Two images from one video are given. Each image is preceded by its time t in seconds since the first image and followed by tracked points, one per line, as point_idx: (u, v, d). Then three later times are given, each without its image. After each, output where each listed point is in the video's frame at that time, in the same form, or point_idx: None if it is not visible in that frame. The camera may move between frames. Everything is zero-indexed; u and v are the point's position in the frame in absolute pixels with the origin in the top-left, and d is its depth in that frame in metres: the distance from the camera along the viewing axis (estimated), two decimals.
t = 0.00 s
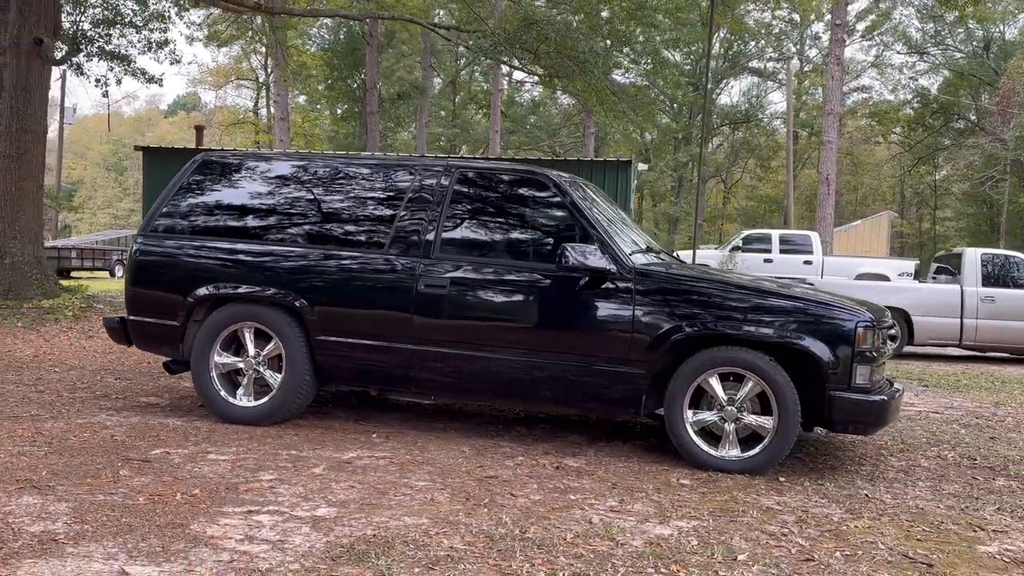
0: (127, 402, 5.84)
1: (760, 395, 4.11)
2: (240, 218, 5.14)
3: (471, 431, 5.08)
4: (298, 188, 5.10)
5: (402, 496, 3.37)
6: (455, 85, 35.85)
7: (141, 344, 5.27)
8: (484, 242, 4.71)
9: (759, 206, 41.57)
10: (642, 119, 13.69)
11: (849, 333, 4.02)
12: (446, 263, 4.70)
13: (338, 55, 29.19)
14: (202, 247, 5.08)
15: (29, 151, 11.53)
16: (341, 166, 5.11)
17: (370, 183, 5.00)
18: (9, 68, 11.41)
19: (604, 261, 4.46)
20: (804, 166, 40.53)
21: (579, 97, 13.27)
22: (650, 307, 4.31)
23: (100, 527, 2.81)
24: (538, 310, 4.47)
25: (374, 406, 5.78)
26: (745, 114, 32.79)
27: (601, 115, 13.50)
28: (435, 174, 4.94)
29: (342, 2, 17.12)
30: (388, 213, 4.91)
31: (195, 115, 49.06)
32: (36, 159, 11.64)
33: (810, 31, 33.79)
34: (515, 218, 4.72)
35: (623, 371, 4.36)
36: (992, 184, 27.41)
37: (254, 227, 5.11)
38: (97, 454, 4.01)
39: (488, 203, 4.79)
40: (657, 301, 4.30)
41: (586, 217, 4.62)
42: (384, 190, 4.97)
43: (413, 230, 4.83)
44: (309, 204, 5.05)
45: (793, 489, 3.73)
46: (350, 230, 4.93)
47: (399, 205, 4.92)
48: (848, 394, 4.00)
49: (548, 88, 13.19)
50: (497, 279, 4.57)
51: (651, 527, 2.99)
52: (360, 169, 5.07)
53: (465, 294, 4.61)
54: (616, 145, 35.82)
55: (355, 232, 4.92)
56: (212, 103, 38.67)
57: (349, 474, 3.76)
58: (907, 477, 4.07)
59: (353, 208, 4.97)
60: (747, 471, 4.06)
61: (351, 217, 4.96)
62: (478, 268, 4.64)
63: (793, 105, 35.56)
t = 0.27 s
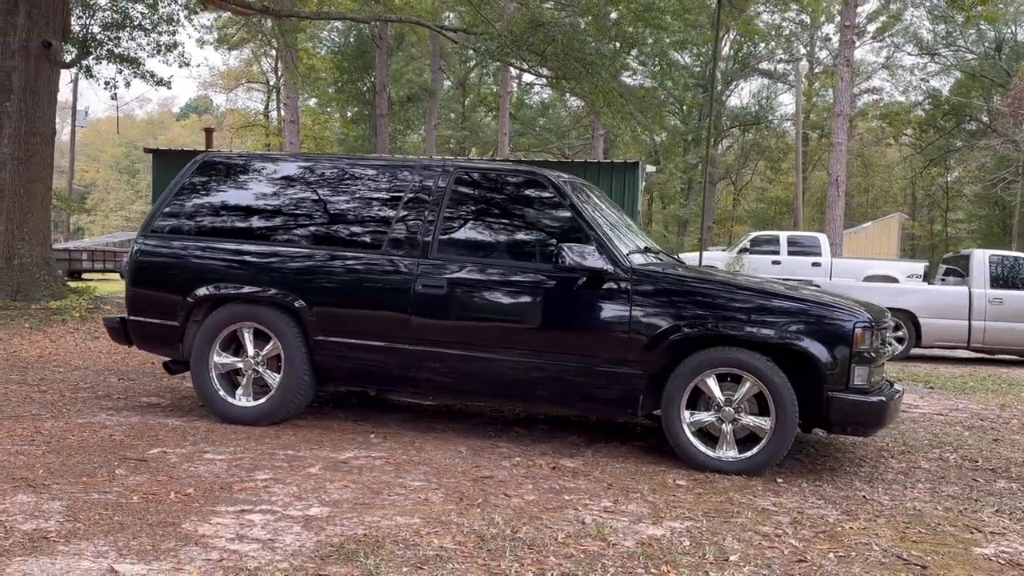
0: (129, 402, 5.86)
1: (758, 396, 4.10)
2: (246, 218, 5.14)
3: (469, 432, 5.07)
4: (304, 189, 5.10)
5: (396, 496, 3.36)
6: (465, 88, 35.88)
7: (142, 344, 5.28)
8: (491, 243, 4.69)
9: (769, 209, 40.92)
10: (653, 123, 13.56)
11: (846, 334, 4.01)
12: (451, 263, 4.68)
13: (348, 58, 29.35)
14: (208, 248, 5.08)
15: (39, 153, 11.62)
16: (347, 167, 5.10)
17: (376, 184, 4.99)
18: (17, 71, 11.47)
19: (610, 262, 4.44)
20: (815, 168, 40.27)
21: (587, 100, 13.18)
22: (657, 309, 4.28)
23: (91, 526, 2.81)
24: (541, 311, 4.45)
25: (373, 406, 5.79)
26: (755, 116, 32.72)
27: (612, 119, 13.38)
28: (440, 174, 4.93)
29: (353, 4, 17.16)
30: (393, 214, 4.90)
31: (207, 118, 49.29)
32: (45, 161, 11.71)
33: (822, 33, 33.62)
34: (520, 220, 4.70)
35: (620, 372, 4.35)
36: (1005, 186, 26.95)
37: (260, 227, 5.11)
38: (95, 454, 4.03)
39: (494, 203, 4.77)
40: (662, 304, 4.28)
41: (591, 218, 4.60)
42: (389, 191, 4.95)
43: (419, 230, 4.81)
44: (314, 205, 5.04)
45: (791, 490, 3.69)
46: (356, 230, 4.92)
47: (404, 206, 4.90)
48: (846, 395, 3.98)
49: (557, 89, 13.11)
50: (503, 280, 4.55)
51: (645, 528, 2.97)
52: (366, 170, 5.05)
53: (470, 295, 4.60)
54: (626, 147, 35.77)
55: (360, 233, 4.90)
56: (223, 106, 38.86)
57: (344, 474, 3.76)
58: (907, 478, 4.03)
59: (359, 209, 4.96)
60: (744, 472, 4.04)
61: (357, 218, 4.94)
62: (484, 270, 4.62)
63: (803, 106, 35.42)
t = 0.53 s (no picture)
0: (126, 403, 5.86)
1: (752, 397, 4.06)
2: (248, 219, 5.09)
3: (464, 433, 5.04)
4: (306, 190, 5.06)
5: (384, 498, 3.34)
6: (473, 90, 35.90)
7: (137, 344, 5.27)
8: (494, 245, 4.64)
9: (779, 211, 39.66)
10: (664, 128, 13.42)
11: (842, 335, 3.97)
12: (453, 265, 4.63)
13: (357, 60, 29.39)
14: (211, 249, 5.04)
15: (45, 155, 11.61)
16: (351, 168, 5.06)
17: (378, 184, 4.95)
18: (23, 73, 11.47)
19: (614, 264, 4.39)
20: (825, 171, 40.06)
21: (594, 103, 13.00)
22: (661, 311, 4.23)
23: (74, 526, 2.80)
24: (541, 312, 4.42)
25: (369, 407, 5.77)
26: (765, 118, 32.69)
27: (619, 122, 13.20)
28: (443, 175, 4.89)
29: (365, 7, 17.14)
30: (395, 215, 4.85)
31: (217, 120, 49.50)
32: (52, 162, 11.70)
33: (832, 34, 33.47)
34: (523, 222, 4.66)
35: (615, 373, 4.31)
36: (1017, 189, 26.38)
37: (262, 228, 5.06)
38: (85, 454, 4.02)
39: (498, 205, 4.72)
40: (667, 306, 4.22)
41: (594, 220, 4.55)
42: (391, 192, 4.91)
43: (422, 232, 4.77)
44: (317, 206, 5.00)
45: (786, 493, 3.65)
46: (359, 232, 4.88)
47: (407, 207, 4.85)
48: (841, 397, 3.94)
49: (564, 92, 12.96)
50: (506, 282, 4.51)
51: (634, 531, 2.93)
52: (368, 171, 5.02)
53: (472, 296, 4.55)
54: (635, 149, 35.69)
55: (361, 234, 4.86)
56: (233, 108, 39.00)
57: (333, 475, 3.74)
58: (904, 482, 3.97)
59: (361, 210, 4.92)
60: (739, 475, 4.00)
61: (359, 219, 4.90)
62: (487, 271, 4.57)
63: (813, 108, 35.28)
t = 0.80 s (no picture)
0: (125, 406, 5.87)
1: (748, 401, 4.03)
2: (252, 222, 5.07)
3: (460, 436, 5.02)
4: (310, 193, 5.03)
5: (375, 501, 3.33)
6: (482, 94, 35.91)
7: (135, 346, 5.28)
8: (498, 248, 4.60)
9: (790, 213, 39.13)
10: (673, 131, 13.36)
11: (838, 338, 3.94)
12: (457, 268, 4.60)
13: (366, 65, 29.41)
14: (218, 253, 5.02)
15: (53, 159, 11.67)
16: (356, 172, 5.04)
17: (383, 187, 4.92)
18: (30, 77, 11.53)
19: (618, 268, 4.36)
20: (835, 174, 39.83)
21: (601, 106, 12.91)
22: (665, 314, 4.18)
23: (62, 528, 2.79)
24: (541, 316, 4.38)
25: (367, 410, 5.75)
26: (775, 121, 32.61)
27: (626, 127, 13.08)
28: (448, 178, 4.85)
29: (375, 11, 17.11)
30: (400, 218, 4.82)
31: (228, 125, 49.67)
32: (59, 166, 11.74)
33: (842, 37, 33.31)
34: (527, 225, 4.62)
35: (611, 376, 4.29)
36: None
37: (267, 231, 5.04)
38: (79, 456, 4.02)
39: (502, 208, 4.69)
40: (671, 309, 4.18)
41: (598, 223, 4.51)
42: (395, 195, 4.89)
43: (427, 235, 4.74)
44: (321, 208, 4.98)
45: (781, 497, 3.61)
46: (363, 235, 4.85)
47: (411, 210, 4.83)
48: (837, 401, 3.91)
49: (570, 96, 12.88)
50: (510, 285, 4.47)
51: (623, 535, 2.91)
52: (373, 174, 4.99)
53: (474, 299, 4.52)
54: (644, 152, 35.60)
55: (365, 238, 4.83)
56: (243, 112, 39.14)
57: (326, 478, 3.72)
58: (902, 486, 3.93)
59: (364, 213, 4.89)
60: (735, 479, 3.98)
61: (364, 223, 4.87)
62: (491, 274, 4.53)
63: (824, 111, 35.10)
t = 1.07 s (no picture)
0: (127, 409, 5.88)
1: (747, 404, 4.00)
2: (257, 225, 5.07)
3: (460, 440, 5.01)
4: (316, 197, 5.03)
5: (371, 505, 3.31)
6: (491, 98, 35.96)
7: (136, 350, 5.29)
8: (503, 251, 4.59)
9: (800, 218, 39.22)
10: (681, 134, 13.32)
11: (838, 342, 3.91)
12: (462, 272, 4.58)
13: (376, 69, 29.48)
14: (225, 257, 5.03)
15: (60, 163, 11.75)
16: (362, 175, 5.03)
17: (389, 191, 4.92)
18: (38, 83, 11.60)
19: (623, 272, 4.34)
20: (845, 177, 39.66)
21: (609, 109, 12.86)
22: (671, 318, 4.16)
23: (57, 531, 2.80)
24: (544, 319, 4.36)
25: (368, 414, 5.75)
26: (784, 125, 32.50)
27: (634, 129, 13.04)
28: (452, 183, 4.85)
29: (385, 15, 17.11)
30: (405, 222, 4.81)
31: (239, 129, 49.87)
32: (67, 171, 11.82)
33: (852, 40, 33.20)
34: (532, 229, 4.61)
35: (611, 380, 4.27)
36: None
37: (273, 235, 5.04)
38: (78, 460, 4.03)
39: (508, 211, 4.68)
40: (677, 313, 4.15)
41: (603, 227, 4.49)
42: (400, 199, 4.88)
43: (433, 238, 4.73)
44: (327, 212, 4.97)
45: (781, 502, 3.58)
46: (368, 238, 4.84)
47: (416, 213, 4.82)
48: (837, 404, 3.89)
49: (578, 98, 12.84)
50: (515, 288, 4.45)
51: (618, 540, 2.88)
52: (378, 178, 4.99)
53: (478, 303, 4.50)
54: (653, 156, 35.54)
55: (370, 241, 4.82)
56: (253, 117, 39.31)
57: (323, 482, 3.72)
58: (903, 491, 3.89)
59: (370, 217, 4.89)
60: (734, 483, 3.95)
61: (369, 226, 4.87)
62: (497, 278, 4.51)
63: (834, 113, 34.96)
